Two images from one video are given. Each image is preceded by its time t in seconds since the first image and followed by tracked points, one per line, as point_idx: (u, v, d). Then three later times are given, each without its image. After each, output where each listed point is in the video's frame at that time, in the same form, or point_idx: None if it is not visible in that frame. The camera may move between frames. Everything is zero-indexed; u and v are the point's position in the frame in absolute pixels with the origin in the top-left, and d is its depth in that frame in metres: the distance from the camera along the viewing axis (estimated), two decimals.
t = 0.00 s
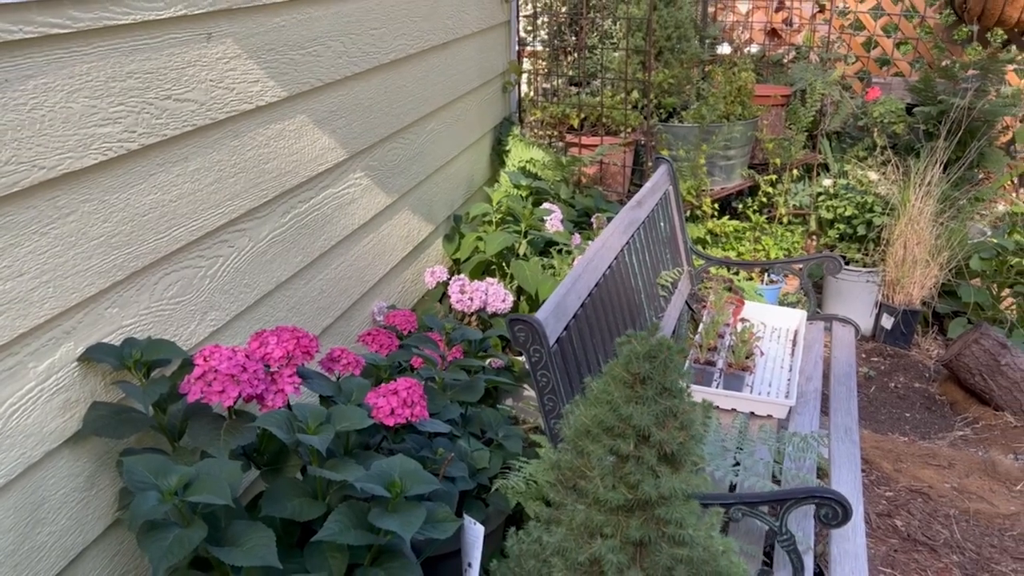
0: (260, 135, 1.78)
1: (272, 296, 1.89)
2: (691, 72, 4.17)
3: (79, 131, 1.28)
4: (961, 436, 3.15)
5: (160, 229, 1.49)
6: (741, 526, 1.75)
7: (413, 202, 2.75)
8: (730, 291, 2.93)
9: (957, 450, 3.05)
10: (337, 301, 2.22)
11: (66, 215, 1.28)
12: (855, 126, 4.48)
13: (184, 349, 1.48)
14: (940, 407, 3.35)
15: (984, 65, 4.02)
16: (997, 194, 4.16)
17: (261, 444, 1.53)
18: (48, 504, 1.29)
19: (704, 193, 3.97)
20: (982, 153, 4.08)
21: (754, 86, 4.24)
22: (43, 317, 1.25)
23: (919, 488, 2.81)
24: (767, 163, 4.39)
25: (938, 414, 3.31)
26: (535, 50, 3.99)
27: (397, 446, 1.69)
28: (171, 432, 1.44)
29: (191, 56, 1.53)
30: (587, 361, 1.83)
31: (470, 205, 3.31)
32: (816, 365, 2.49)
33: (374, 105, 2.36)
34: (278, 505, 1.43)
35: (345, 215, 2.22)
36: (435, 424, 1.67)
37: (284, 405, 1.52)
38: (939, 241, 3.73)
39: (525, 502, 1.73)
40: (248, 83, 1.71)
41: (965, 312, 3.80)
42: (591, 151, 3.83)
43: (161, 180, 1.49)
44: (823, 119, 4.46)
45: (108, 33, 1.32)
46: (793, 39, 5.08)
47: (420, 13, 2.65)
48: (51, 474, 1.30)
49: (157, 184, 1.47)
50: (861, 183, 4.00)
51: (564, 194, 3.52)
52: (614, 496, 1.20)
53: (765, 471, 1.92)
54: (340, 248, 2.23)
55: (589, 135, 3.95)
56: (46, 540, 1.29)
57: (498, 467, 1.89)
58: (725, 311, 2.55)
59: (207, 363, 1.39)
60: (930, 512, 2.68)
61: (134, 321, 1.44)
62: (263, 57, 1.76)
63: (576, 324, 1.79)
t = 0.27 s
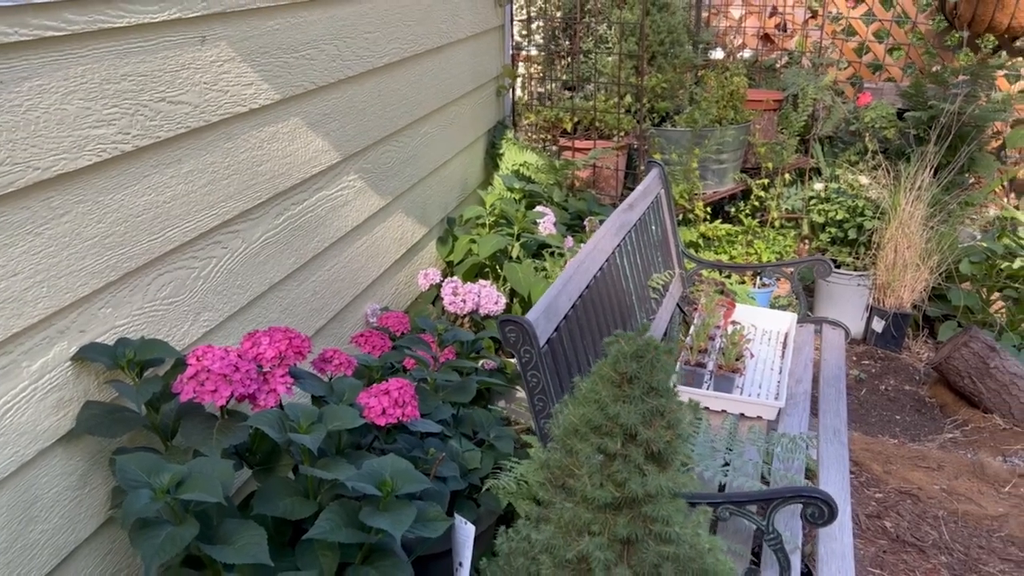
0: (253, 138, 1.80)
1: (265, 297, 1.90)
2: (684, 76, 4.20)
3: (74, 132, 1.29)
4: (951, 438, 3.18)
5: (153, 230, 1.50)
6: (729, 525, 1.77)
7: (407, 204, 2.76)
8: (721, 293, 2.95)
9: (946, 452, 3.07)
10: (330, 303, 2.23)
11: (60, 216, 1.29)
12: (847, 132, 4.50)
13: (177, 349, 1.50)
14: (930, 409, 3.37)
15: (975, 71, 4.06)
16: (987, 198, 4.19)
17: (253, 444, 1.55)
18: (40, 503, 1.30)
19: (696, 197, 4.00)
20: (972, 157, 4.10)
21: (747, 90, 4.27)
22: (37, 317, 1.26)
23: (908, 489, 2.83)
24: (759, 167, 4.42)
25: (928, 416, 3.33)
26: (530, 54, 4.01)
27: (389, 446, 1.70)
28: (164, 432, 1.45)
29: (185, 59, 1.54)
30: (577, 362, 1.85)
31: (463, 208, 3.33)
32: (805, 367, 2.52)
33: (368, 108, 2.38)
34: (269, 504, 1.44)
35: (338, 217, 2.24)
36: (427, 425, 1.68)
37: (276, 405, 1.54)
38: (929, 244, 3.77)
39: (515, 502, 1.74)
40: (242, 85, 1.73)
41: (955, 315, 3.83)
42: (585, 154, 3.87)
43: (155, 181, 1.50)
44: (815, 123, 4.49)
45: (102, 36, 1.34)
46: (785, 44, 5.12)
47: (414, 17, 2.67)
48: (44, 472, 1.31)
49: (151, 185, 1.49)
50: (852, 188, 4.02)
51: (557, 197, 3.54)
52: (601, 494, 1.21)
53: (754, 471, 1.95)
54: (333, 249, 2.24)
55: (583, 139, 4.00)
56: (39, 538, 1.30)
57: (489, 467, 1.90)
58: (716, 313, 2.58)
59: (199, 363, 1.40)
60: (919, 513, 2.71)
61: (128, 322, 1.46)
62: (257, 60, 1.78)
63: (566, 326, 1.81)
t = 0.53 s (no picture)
0: (246, 138, 1.83)
1: (258, 294, 1.94)
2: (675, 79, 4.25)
3: (69, 131, 1.32)
4: (936, 437, 3.22)
5: (147, 227, 1.53)
6: (711, 518, 1.80)
7: (399, 204, 2.80)
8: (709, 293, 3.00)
9: (931, 450, 3.12)
10: (322, 300, 2.26)
11: (56, 212, 1.32)
12: (837, 134, 4.54)
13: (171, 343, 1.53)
14: (915, 409, 3.42)
15: (962, 75, 4.11)
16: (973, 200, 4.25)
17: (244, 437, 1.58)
18: (36, 492, 1.33)
19: (686, 199, 4.04)
20: (960, 159, 4.17)
21: (737, 93, 4.31)
22: (33, 310, 1.29)
23: (893, 487, 2.87)
24: (749, 169, 4.46)
25: (914, 415, 3.38)
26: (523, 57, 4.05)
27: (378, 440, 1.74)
28: (156, 425, 1.49)
29: (179, 60, 1.58)
30: (563, 358, 1.89)
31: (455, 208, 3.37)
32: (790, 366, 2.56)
33: (360, 109, 2.41)
34: (260, 494, 1.47)
35: (330, 217, 2.27)
36: (415, 418, 1.72)
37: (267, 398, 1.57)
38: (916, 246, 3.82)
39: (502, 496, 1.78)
40: (235, 86, 1.76)
41: (942, 315, 3.88)
42: (575, 156, 3.90)
43: (149, 179, 1.53)
44: (805, 126, 4.54)
45: (98, 37, 1.37)
46: (776, 48, 5.18)
47: (406, 20, 2.71)
48: (39, 462, 1.34)
49: (145, 183, 1.52)
50: (841, 190, 4.06)
51: (548, 198, 3.58)
52: (582, 483, 1.25)
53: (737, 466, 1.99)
54: (325, 248, 2.28)
55: (574, 141, 4.04)
56: (34, 526, 1.33)
57: (477, 462, 1.94)
58: (702, 312, 2.61)
59: (191, 357, 1.43)
60: (903, 510, 2.75)
61: (122, 316, 1.49)
62: (250, 61, 1.81)
63: (552, 322, 1.85)
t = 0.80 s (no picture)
0: (233, 136, 1.88)
1: (245, 289, 1.98)
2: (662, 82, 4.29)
3: (58, 128, 1.37)
4: (916, 433, 3.28)
5: (135, 222, 1.58)
6: (685, 506, 1.86)
7: (387, 203, 2.85)
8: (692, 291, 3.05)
9: (911, 446, 3.17)
10: (309, 296, 2.31)
11: (45, 206, 1.37)
12: (824, 136, 4.59)
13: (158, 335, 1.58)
14: (896, 405, 3.47)
15: (945, 77, 4.18)
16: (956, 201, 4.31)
17: (230, 427, 1.62)
18: (24, 478, 1.37)
19: (673, 199, 4.10)
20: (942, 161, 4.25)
21: (723, 95, 4.37)
22: (23, 301, 1.33)
23: (872, 481, 2.92)
24: (736, 170, 4.52)
25: (895, 411, 3.43)
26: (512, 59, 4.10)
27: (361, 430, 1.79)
28: (143, 414, 1.53)
29: (166, 60, 1.62)
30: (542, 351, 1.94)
31: (444, 207, 3.41)
32: (769, 362, 2.62)
33: (348, 109, 2.46)
34: (244, 481, 1.52)
35: (317, 214, 2.32)
36: (396, 409, 1.77)
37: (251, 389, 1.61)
38: (898, 245, 3.88)
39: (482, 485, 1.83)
40: (222, 86, 1.81)
41: (923, 313, 3.94)
42: (563, 156, 3.96)
43: (137, 176, 1.58)
44: (791, 127, 4.60)
45: (86, 37, 1.42)
46: (764, 51, 5.24)
47: (394, 22, 2.76)
48: (28, 449, 1.38)
49: (132, 179, 1.56)
50: (824, 190, 4.12)
51: (536, 198, 3.63)
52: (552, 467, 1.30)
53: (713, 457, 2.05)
54: (312, 245, 2.32)
55: (562, 141, 4.10)
56: (22, 511, 1.37)
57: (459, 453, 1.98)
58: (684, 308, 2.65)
59: (177, 348, 1.48)
60: (881, 503, 2.80)
61: (110, 308, 1.53)
62: (237, 61, 1.86)
63: (532, 315, 1.90)
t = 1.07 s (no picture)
0: (222, 132, 1.93)
1: (234, 282, 2.04)
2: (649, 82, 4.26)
3: (51, 123, 1.42)
4: (895, 426, 3.34)
5: (125, 215, 1.63)
6: (661, 492, 1.92)
7: (376, 199, 2.90)
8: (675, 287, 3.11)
9: (891, 439, 3.24)
10: (298, 291, 2.36)
11: (38, 198, 1.42)
12: (810, 136, 4.65)
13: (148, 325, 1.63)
14: (877, 400, 3.54)
15: (929, 78, 4.24)
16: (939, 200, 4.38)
17: (217, 414, 1.67)
18: (18, 461, 1.42)
19: (660, 197, 4.16)
20: (924, 160, 4.31)
21: (710, 95, 4.44)
22: (16, 289, 1.38)
23: (851, 472, 2.99)
24: (723, 169, 4.59)
25: (876, 405, 3.50)
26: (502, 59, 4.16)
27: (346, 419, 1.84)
28: (134, 401, 1.58)
29: (156, 58, 1.67)
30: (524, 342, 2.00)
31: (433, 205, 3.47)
32: (748, 355, 2.68)
33: (336, 107, 2.52)
34: (230, 465, 1.57)
35: (306, 209, 2.37)
36: (380, 397, 1.82)
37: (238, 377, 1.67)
38: (880, 243, 3.95)
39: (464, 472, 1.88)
40: (211, 83, 1.86)
41: (905, 310, 4.01)
42: (551, 155, 4.02)
43: (127, 170, 1.63)
44: (778, 127, 4.66)
45: (78, 35, 1.47)
46: (752, 52, 5.30)
47: (383, 22, 2.81)
48: (21, 433, 1.43)
49: (123, 174, 1.62)
50: (807, 188, 4.19)
51: (524, 196, 3.68)
52: (526, 449, 1.35)
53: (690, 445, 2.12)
54: (301, 240, 2.37)
55: (551, 140, 4.18)
56: (15, 493, 1.42)
57: (443, 442, 2.04)
58: (666, 304, 2.73)
59: (166, 336, 1.53)
60: (860, 494, 2.86)
61: (101, 298, 1.58)
62: (226, 60, 1.91)
63: (513, 308, 1.95)
